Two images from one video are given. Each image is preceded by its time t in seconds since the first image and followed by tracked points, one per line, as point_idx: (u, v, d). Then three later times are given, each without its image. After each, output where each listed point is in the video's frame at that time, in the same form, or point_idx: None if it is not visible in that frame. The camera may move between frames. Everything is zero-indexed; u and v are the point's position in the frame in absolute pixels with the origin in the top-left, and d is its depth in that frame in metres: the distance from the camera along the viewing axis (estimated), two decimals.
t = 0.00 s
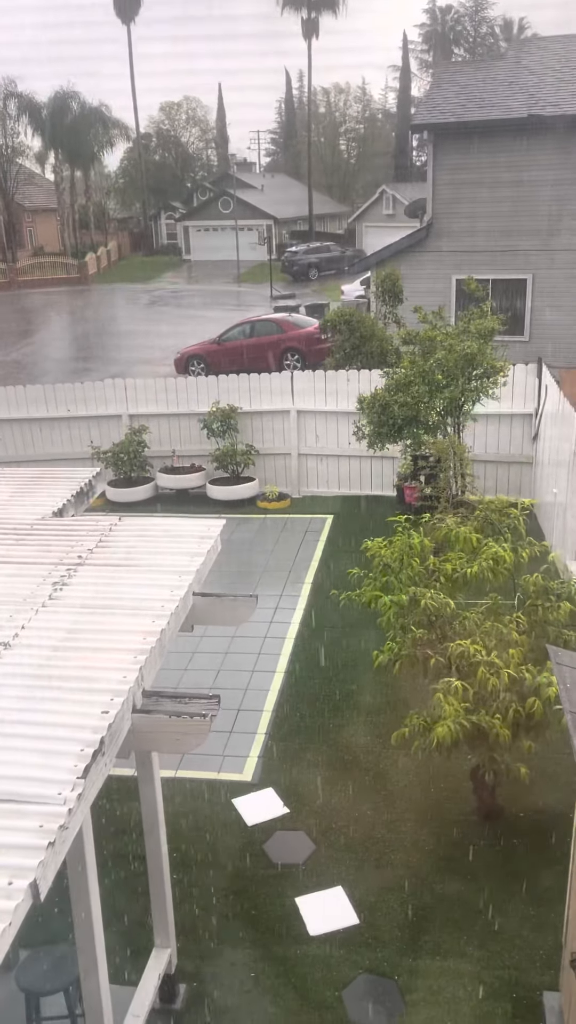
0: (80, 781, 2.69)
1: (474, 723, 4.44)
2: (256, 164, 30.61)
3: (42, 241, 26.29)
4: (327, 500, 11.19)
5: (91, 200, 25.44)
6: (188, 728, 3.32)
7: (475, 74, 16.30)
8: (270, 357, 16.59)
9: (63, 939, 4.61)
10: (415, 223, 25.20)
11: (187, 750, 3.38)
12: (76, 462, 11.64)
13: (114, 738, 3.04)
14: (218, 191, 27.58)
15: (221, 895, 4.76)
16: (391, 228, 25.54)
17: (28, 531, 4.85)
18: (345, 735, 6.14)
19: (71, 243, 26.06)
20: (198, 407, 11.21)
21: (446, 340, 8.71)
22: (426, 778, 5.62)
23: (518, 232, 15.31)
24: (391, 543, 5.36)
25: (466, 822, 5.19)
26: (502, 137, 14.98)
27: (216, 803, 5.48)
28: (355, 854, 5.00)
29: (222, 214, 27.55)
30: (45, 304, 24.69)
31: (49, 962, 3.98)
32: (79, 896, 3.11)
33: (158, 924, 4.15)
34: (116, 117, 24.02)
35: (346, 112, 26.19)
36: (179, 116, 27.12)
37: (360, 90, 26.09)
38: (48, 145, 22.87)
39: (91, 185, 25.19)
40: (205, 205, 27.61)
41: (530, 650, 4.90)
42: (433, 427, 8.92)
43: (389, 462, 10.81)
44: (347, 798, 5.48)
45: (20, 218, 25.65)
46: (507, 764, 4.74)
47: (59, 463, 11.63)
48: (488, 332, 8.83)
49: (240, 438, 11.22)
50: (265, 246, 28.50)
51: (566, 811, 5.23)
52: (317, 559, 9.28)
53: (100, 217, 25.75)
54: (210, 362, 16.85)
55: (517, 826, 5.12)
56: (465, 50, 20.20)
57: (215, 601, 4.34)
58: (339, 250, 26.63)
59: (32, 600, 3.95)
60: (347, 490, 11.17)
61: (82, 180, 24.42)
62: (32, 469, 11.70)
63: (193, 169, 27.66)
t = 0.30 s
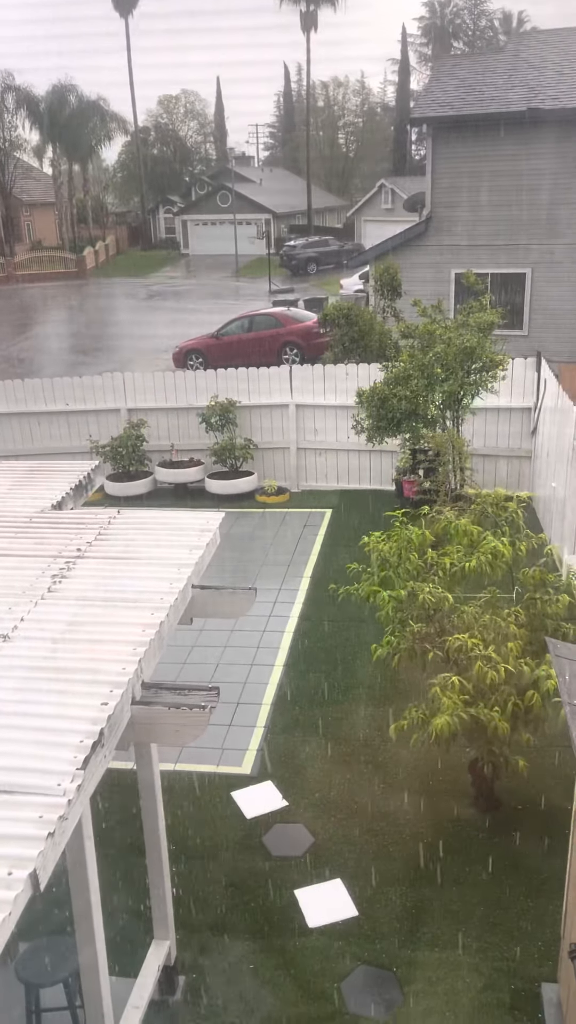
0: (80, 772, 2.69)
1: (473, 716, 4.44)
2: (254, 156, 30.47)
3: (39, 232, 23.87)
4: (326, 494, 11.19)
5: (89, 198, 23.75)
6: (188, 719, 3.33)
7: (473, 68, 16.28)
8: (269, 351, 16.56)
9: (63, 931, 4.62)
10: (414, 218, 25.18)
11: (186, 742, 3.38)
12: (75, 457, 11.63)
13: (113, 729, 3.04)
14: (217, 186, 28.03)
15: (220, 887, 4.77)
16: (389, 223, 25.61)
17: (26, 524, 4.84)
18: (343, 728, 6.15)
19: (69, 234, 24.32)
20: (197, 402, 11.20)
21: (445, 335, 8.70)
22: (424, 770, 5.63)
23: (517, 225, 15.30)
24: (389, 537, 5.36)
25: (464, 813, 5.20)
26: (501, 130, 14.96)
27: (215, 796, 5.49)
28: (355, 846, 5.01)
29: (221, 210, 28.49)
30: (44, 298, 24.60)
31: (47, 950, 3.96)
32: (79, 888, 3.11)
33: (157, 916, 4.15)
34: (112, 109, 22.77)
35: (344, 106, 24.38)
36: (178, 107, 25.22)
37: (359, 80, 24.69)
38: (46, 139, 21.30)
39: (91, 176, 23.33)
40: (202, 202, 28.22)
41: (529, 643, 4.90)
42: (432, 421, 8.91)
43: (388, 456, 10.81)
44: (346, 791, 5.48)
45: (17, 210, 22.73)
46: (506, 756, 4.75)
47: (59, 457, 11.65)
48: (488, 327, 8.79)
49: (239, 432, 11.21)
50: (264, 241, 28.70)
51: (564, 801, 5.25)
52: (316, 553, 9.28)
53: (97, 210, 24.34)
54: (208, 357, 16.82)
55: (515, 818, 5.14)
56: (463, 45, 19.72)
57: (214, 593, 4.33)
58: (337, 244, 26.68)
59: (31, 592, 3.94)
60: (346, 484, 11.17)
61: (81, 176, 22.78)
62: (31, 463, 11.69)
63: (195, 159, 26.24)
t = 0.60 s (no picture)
0: (79, 766, 2.69)
1: (472, 711, 4.44)
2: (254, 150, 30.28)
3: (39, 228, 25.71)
4: (325, 490, 11.19)
5: (89, 190, 24.32)
6: (186, 713, 3.33)
7: (474, 62, 16.25)
8: (269, 346, 16.55)
9: (63, 925, 4.64)
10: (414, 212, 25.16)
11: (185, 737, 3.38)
12: (75, 452, 11.63)
13: (112, 724, 3.05)
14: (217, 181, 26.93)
15: (220, 881, 4.78)
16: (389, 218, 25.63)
17: (26, 519, 4.85)
18: (342, 723, 6.15)
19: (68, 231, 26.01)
20: (197, 397, 11.19)
21: (445, 329, 8.69)
22: (424, 765, 5.64)
23: (518, 220, 15.27)
24: (388, 532, 5.36)
25: (463, 808, 5.21)
26: (502, 125, 14.93)
27: (214, 791, 5.50)
28: (354, 841, 5.01)
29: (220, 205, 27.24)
30: (43, 293, 24.62)
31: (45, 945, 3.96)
32: (78, 882, 3.11)
33: (157, 910, 4.16)
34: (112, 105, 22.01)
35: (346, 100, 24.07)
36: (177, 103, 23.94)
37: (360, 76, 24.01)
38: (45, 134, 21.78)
39: (89, 174, 23.70)
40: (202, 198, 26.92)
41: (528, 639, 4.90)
42: (432, 416, 8.91)
43: (388, 452, 10.80)
44: (345, 786, 5.49)
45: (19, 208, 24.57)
46: (505, 752, 4.75)
47: (58, 452, 11.65)
48: (488, 322, 8.79)
49: (239, 427, 11.20)
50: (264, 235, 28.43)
51: (562, 796, 5.26)
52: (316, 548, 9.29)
53: (98, 204, 24.95)
54: (208, 352, 16.82)
55: (514, 813, 5.14)
56: (464, 40, 19.64)
57: (213, 588, 4.33)
58: (337, 239, 26.69)
59: (31, 587, 3.95)
60: (346, 480, 11.17)
61: (81, 170, 23.30)
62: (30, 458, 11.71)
63: (194, 154, 25.07)
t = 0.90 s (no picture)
0: (80, 760, 2.70)
1: (472, 706, 4.45)
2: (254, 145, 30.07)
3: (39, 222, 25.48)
4: (326, 485, 11.18)
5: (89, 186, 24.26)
6: (186, 708, 3.33)
7: (474, 55, 16.20)
8: (269, 341, 16.52)
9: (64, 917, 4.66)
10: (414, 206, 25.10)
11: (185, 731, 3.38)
12: (75, 447, 11.62)
13: (113, 717, 3.05)
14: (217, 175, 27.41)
15: (220, 875, 4.79)
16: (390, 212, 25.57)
17: (27, 513, 4.85)
18: (342, 717, 6.16)
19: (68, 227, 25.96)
20: (197, 392, 11.19)
21: (445, 324, 8.67)
22: (424, 760, 5.65)
23: (518, 214, 15.23)
24: (388, 527, 5.35)
25: (463, 802, 5.22)
26: (502, 119, 14.88)
27: (214, 785, 5.50)
28: (354, 835, 5.03)
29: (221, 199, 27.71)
30: (43, 289, 24.53)
31: (46, 937, 3.97)
32: (80, 876, 3.12)
33: (157, 902, 4.17)
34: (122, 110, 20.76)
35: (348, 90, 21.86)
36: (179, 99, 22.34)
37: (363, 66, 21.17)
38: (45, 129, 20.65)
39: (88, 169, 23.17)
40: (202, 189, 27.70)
41: (528, 633, 4.90)
42: (432, 411, 8.90)
43: (388, 447, 10.80)
44: (345, 780, 5.50)
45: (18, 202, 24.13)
46: (505, 746, 4.75)
47: (58, 447, 11.63)
48: (487, 316, 8.75)
49: (239, 422, 11.20)
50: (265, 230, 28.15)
51: (562, 789, 5.27)
52: (316, 543, 9.29)
53: (97, 198, 24.79)
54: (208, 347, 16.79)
55: (514, 807, 5.15)
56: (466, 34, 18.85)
57: (213, 582, 4.33)
58: (337, 233, 26.65)
59: (31, 581, 3.95)
60: (346, 475, 11.17)
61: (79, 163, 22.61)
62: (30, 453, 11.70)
63: (195, 146, 23.91)
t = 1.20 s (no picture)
0: (80, 753, 2.71)
1: (471, 699, 4.46)
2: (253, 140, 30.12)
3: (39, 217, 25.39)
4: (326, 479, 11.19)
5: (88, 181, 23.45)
6: (186, 702, 3.34)
7: (475, 48, 16.17)
8: (269, 335, 16.51)
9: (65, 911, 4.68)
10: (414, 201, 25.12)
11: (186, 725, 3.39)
12: (74, 442, 11.63)
13: (114, 711, 3.06)
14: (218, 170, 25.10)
15: (220, 868, 4.81)
16: (390, 207, 25.59)
17: (27, 508, 4.85)
18: (342, 711, 6.17)
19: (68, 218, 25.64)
20: (197, 387, 11.17)
21: (445, 318, 8.67)
22: (423, 752, 5.67)
23: (519, 208, 15.20)
24: (387, 521, 5.35)
25: (463, 795, 5.24)
26: (503, 113, 14.84)
27: (215, 778, 5.52)
28: (354, 829, 5.03)
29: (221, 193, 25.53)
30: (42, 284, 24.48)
31: (49, 931, 3.98)
32: (80, 869, 3.13)
33: (159, 896, 4.19)
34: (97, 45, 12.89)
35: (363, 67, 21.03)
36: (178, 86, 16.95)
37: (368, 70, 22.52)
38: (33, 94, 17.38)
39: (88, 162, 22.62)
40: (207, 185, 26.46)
41: (528, 627, 4.91)
42: (432, 405, 8.91)
43: (388, 441, 10.80)
44: (345, 774, 5.52)
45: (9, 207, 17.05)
46: (504, 741, 4.76)
47: (58, 442, 11.64)
48: (488, 310, 8.75)
49: (239, 416, 11.20)
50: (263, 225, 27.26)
51: (561, 782, 5.29)
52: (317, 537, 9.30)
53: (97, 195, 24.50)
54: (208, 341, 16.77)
55: (513, 800, 5.17)
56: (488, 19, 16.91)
57: (213, 577, 4.33)
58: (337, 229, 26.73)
59: (32, 575, 3.96)
60: (346, 470, 11.17)
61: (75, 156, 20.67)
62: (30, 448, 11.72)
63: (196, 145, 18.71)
